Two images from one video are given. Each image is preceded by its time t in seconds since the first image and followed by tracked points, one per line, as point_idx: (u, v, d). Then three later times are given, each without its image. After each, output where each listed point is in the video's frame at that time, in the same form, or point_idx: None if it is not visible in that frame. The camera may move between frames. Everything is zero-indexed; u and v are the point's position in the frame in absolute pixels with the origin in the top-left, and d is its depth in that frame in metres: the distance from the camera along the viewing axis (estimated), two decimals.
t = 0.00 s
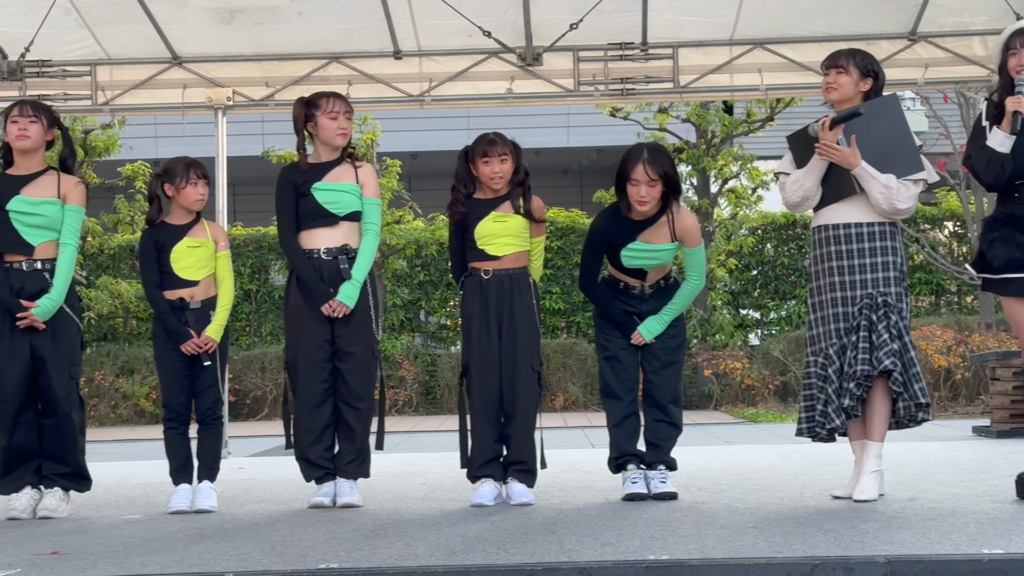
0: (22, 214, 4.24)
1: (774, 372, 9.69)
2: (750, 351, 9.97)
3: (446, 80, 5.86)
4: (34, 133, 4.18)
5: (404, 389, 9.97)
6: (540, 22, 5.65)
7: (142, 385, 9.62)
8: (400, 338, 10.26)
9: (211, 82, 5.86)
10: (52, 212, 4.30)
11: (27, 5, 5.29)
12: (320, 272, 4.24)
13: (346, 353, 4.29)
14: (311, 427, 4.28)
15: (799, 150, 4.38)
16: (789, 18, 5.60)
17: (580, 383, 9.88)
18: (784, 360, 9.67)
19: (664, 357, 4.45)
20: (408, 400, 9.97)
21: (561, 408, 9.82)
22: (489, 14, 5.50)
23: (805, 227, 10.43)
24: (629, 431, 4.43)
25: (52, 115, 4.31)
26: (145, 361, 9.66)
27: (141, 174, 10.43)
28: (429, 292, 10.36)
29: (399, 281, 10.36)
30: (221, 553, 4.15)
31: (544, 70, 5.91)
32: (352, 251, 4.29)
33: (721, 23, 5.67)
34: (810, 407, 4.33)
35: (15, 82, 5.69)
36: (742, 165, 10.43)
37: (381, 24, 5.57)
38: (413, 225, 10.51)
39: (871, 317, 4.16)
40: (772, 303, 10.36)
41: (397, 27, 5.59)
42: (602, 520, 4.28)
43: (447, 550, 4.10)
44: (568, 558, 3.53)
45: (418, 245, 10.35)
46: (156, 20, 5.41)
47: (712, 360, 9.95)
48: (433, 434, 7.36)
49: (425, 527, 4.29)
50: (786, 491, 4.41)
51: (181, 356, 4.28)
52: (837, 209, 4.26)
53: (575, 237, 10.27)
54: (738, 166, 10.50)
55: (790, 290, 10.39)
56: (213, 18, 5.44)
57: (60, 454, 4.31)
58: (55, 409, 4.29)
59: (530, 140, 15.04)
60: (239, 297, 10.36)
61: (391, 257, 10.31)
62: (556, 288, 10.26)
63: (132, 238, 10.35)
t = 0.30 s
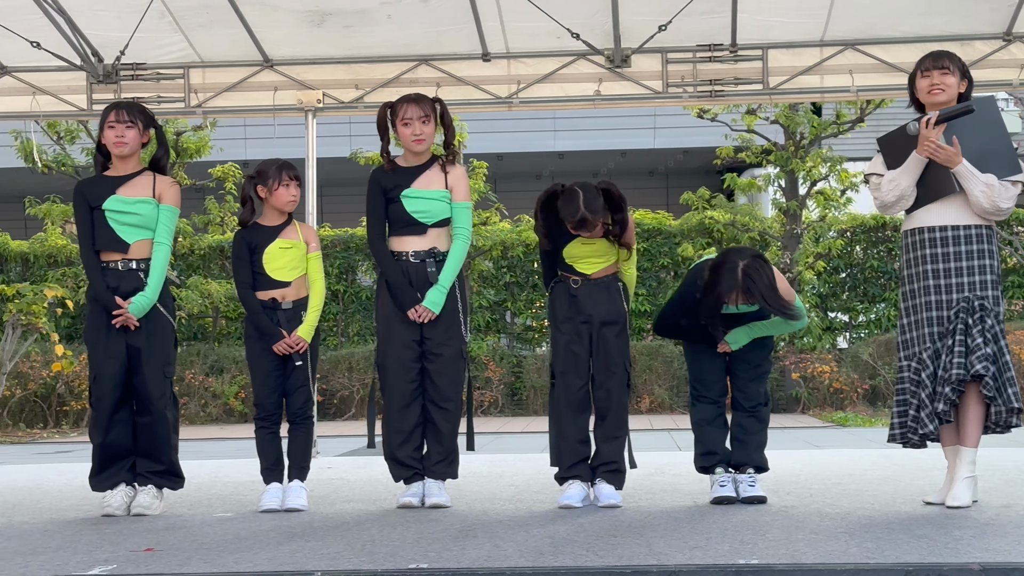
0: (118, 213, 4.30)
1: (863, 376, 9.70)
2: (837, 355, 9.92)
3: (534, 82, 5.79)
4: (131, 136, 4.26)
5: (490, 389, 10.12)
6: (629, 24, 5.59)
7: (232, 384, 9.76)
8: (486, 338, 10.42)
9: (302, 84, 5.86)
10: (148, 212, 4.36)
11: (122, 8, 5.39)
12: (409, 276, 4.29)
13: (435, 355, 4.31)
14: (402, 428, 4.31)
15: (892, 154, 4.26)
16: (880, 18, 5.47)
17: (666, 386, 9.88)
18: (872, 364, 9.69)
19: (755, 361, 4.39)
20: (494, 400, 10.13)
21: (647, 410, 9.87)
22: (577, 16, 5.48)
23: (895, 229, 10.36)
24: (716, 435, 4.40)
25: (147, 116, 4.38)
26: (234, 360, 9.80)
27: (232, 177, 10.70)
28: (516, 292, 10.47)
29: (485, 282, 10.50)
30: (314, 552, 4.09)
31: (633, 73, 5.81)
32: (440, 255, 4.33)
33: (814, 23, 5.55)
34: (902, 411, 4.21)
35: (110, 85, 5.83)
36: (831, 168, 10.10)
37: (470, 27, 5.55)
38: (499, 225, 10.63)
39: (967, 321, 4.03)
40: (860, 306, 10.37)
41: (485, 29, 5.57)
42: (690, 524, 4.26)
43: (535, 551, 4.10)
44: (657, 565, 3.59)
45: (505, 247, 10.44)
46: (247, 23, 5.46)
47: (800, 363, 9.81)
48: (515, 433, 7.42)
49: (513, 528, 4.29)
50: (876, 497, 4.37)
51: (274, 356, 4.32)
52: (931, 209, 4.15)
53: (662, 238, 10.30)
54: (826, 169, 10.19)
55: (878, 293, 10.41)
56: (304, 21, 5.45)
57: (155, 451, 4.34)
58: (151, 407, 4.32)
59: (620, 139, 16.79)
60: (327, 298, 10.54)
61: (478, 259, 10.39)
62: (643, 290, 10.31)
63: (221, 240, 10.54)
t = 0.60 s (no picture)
0: (193, 212, 4.34)
1: (936, 381, 9.11)
2: (909, 359, 9.35)
3: (605, 84, 5.87)
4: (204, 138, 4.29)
5: (557, 391, 9.51)
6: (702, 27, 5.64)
7: (303, 383, 9.47)
8: (553, 340, 9.81)
9: (373, 86, 5.93)
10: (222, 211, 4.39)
11: (198, 11, 5.56)
12: (479, 291, 4.39)
13: (506, 353, 4.34)
14: (472, 421, 4.36)
15: (968, 155, 4.16)
16: (956, 20, 5.45)
17: (735, 389, 9.14)
18: (947, 369, 9.09)
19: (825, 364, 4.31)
20: (563, 403, 9.50)
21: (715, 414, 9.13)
22: (650, 19, 5.54)
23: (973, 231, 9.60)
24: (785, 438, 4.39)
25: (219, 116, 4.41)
26: (305, 360, 9.50)
27: (303, 178, 10.59)
28: (583, 295, 9.85)
29: (553, 283, 9.88)
30: (385, 550, 4.08)
31: (704, 74, 5.84)
32: (510, 271, 4.41)
33: (886, 25, 5.56)
34: (979, 417, 4.13)
35: (185, 87, 6.02)
36: (903, 170, 9.67)
37: (542, 29, 5.63)
38: (569, 228, 10.10)
39: None
40: (934, 310, 9.62)
41: (557, 32, 5.65)
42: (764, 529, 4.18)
43: (607, 554, 4.03)
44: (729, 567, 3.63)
45: (573, 249, 9.81)
46: (321, 25, 5.57)
47: (871, 367, 9.25)
48: (582, 434, 7.38)
49: (583, 530, 4.26)
50: (950, 503, 4.33)
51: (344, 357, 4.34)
52: (1012, 212, 4.07)
53: (731, 241, 9.80)
54: (898, 171, 9.75)
55: (953, 299, 9.62)
56: (377, 23, 5.55)
57: (225, 450, 4.36)
58: (222, 405, 4.34)
59: (683, 142, 18.13)
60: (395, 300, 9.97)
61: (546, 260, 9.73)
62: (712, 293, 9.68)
63: (292, 240, 10.24)
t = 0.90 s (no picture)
0: (259, 225, 4.34)
1: (1004, 388, 8.68)
2: (977, 366, 8.91)
3: (672, 87, 5.79)
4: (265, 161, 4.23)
5: (619, 394, 9.25)
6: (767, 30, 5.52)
7: (366, 385, 9.33)
8: (616, 344, 9.45)
9: (438, 89, 5.88)
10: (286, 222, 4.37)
11: (265, 15, 5.47)
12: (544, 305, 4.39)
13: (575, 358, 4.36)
14: (538, 417, 4.40)
15: None
16: None
17: (799, 394, 8.91)
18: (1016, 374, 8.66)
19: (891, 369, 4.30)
20: (626, 407, 9.24)
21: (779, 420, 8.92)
22: (716, 22, 5.44)
23: None
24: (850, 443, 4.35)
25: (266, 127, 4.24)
26: (368, 362, 9.40)
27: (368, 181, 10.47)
28: (647, 299, 9.43)
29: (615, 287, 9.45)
30: (449, 552, 4.03)
31: (770, 77, 5.72)
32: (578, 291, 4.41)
33: (954, 29, 5.40)
34: None
35: (252, 90, 5.90)
36: (971, 174, 9.40)
37: (607, 32, 5.57)
38: (631, 231, 9.54)
39: None
40: (1002, 316, 9.14)
41: (622, 35, 5.58)
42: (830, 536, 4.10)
43: (671, 558, 3.94)
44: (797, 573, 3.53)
45: (636, 252, 9.33)
46: (387, 28, 5.53)
47: (938, 373, 8.81)
48: (646, 439, 7.32)
49: (648, 534, 4.21)
50: (1019, 511, 4.28)
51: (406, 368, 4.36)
52: None
53: (796, 245, 9.33)
54: (966, 175, 9.49)
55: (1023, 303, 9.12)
56: (441, 26, 5.48)
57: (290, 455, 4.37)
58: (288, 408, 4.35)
59: (748, 146, 16.89)
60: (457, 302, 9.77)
61: (609, 263, 9.36)
62: (775, 297, 9.28)
63: (356, 241, 10.01)
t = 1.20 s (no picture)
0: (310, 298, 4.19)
1: None
2: None
3: (717, 89, 5.80)
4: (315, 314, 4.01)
5: (663, 398, 9.18)
6: (813, 33, 5.51)
7: (409, 387, 9.35)
8: (659, 347, 9.45)
9: (483, 92, 5.91)
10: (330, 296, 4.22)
11: (311, 18, 5.50)
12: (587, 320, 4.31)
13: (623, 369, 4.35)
14: (583, 418, 4.38)
15: None
16: None
17: (845, 398, 8.87)
18: None
19: (938, 374, 4.13)
20: (669, 409, 9.16)
21: (824, 423, 8.86)
22: (763, 25, 5.42)
23: None
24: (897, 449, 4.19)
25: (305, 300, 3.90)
26: (411, 364, 9.38)
27: (412, 183, 10.49)
28: (691, 301, 9.48)
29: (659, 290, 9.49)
30: (492, 554, 3.94)
31: (816, 81, 5.71)
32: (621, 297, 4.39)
33: (1004, 31, 5.33)
34: None
35: (298, 92, 5.94)
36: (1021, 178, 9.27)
37: (652, 35, 5.56)
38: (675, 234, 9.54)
39: None
40: None
41: (667, 38, 5.58)
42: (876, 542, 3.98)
43: (715, 562, 3.84)
44: None
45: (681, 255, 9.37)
46: (432, 31, 5.54)
47: (986, 378, 8.75)
48: (689, 443, 7.31)
49: (691, 537, 4.15)
50: None
51: (455, 393, 4.40)
52: None
53: (842, 249, 9.32)
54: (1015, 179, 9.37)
55: None
56: (486, 29, 5.50)
57: (338, 460, 4.37)
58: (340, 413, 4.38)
59: (794, 150, 16.94)
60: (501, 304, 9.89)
61: (653, 267, 9.39)
62: (820, 300, 9.28)
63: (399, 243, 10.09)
